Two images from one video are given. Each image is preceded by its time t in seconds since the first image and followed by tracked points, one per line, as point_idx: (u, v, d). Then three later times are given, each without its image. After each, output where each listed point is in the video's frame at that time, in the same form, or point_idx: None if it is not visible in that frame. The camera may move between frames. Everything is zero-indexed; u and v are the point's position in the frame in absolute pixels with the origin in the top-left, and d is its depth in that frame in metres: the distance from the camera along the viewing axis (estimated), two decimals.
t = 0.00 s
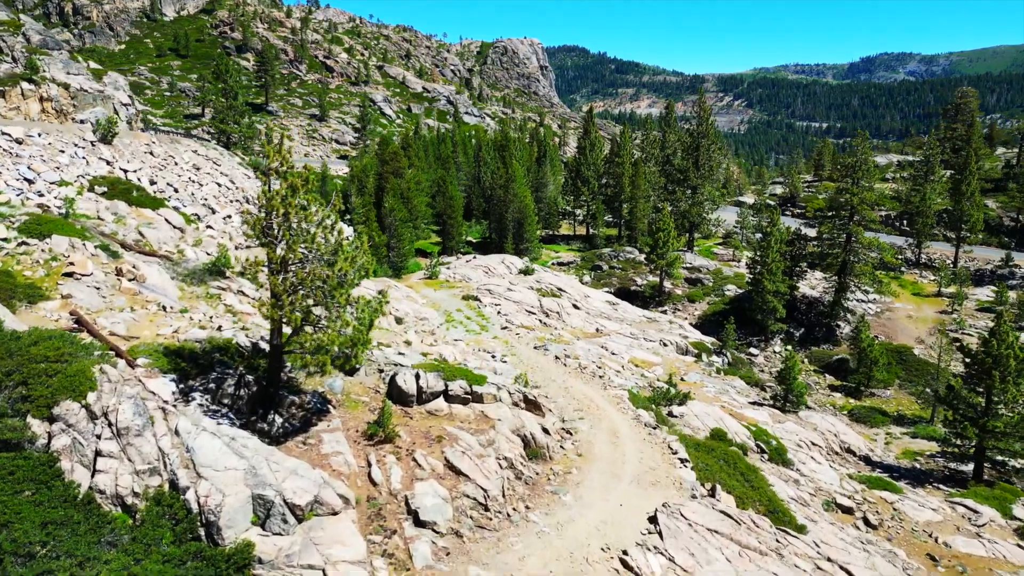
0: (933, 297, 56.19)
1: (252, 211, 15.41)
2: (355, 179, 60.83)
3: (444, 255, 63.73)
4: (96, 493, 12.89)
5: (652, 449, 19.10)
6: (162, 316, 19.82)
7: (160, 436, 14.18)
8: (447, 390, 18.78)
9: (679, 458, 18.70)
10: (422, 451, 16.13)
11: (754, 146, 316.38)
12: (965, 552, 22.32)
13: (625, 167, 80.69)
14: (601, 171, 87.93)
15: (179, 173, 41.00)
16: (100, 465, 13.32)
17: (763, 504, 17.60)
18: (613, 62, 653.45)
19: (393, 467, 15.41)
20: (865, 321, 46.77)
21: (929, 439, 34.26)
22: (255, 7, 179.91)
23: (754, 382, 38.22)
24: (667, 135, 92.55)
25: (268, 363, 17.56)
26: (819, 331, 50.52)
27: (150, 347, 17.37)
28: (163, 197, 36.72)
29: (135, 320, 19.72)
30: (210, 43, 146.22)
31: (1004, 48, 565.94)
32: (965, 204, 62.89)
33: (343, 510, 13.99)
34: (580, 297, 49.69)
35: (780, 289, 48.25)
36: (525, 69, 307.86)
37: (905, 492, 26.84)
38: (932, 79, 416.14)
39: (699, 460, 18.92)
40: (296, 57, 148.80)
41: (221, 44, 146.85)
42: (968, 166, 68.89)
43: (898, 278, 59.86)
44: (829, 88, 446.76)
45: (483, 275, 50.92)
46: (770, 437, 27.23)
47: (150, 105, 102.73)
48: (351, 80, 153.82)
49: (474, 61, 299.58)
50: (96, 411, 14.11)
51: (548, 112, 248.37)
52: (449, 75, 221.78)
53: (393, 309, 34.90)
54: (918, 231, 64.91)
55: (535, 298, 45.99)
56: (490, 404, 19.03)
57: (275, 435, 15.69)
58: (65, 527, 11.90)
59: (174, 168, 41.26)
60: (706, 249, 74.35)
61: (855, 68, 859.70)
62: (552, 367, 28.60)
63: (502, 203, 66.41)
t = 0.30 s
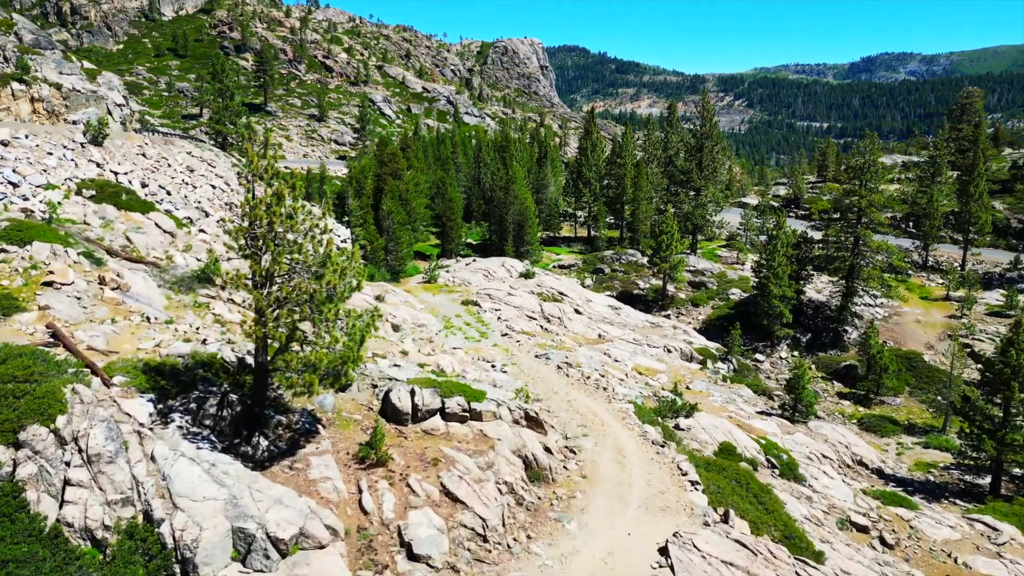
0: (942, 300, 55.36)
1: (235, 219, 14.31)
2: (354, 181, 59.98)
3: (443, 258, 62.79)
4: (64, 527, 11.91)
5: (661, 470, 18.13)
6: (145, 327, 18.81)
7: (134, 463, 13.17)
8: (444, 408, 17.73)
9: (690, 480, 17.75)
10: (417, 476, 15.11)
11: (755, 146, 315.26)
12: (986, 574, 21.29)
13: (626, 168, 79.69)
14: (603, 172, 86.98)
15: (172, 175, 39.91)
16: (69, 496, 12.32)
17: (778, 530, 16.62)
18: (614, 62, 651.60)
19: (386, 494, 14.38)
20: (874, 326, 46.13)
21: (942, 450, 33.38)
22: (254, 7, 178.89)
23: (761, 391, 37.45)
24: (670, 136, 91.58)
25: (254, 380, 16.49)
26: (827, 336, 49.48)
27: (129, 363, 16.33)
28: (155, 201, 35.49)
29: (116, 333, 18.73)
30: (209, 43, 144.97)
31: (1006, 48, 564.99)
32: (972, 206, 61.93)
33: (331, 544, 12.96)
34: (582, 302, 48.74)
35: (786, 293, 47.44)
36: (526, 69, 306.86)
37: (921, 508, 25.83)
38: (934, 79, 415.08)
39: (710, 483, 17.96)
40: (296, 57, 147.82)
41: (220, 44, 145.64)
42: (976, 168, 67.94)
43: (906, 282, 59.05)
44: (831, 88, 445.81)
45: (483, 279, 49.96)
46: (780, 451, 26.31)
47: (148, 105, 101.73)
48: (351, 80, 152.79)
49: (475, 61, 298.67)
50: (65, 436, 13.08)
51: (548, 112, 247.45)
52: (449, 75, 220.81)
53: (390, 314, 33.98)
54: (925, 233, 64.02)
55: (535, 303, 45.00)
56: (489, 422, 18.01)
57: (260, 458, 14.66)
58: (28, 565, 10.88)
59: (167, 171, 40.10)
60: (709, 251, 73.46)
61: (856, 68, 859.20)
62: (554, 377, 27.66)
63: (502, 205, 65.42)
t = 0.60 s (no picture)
0: (951, 305, 54.63)
1: (214, 232, 13.27)
2: (354, 183, 59.40)
3: (443, 262, 61.81)
4: (26, 569, 10.54)
5: (671, 496, 17.21)
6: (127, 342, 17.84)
7: (104, 497, 12.04)
8: (440, 429, 16.74)
9: (702, 507, 16.86)
10: (410, 507, 14.10)
11: (756, 146, 314.08)
12: None
13: (629, 170, 78.70)
14: (605, 174, 86.12)
15: (165, 178, 38.59)
16: (32, 534, 10.98)
17: (797, 560, 15.68)
18: (615, 61, 651.10)
19: (378, 527, 13.36)
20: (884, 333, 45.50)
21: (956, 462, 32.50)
22: (253, 7, 177.93)
23: (769, 401, 37.17)
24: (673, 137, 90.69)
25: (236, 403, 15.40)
26: (834, 342, 49.68)
27: (105, 383, 15.24)
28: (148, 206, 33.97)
29: (94, 349, 17.71)
30: (208, 43, 144.04)
31: (1008, 48, 563.63)
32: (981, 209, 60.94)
33: None
34: (584, 307, 47.86)
35: (793, 299, 47.56)
36: (527, 69, 305.51)
37: (940, 527, 24.76)
38: (937, 79, 413.70)
39: (723, 510, 17.05)
40: (295, 57, 146.86)
41: (219, 44, 144.70)
42: (985, 169, 67.00)
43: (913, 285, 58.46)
44: (832, 88, 444.48)
45: (483, 284, 49.01)
46: (792, 468, 25.32)
47: (146, 106, 100.79)
48: (350, 80, 151.77)
49: (475, 61, 297.71)
50: (30, 467, 11.75)
51: (549, 112, 246.43)
52: (450, 75, 219.85)
53: (387, 322, 33.02)
54: (933, 236, 63.15)
55: (536, 309, 44.06)
56: (489, 445, 17.02)
57: (243, 489, 13.63)
58: None
59: (160, 174, 38.60)
60: (712, 254, 72.46)
61: (857, 68, 857.95)
62: (556, 390, 26.80)
63: (503, 207, 64.36)
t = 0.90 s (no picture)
0: (960, 310, 54.36)
1: (190, 248, 12.21)
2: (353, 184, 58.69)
3: (443, 266, 60.89)
4: None
5: (683, 525, 16.30)
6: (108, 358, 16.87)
7: (68, 537, 10.93)
8: (437, 454, 15.73)
9: (716, 538, 15.94)
10: (403, 542, 13.06)
11: (757, 146, 313.37)
12: None
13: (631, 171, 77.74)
14: (607, 176, 85.34)
15: (158, 181, 36.13)
16: None
17: None
18: (615, 61, 650.18)
19: (368, 566, 12.24)
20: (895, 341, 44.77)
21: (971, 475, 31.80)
22: (253, 7, 176.73)
23: (776, 412, 37.56)
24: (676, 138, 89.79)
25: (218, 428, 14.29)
26: (842, 349, 50.68)
27: (78, 407, 14.15)
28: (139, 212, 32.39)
29: (70, 367, 16.66)
30: (206, 43, 142.95)
31: (1009, 48, 562.53)
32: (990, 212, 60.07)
33: None
34: (586, 313, 47.33)
35: (799, 306, 48.60)
36: (528, 69, 304.48)
37: (961, 549, 23.75)
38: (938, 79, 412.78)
39: (738, 540, 16.14)
40: (294, 57, 145.88)
41: (217, 44, 143.55)
42: (994, 171, 66.15)
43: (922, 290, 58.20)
44: (833, 88, 443.69)
45: (483, 290, 48.18)
46: (805, 486, 24.37)
47: (143, 106, 99.69)
48: (350, 80, 150.77)
49: (476, 61, 296.82)
50: None
51: (550, 112, 245.66)
52: (450, 75, 219.12)
53: (384, 331, 32.07)
54: (941, 239, 62.35)
55: (538, 315, 43.18)
56: (488, 470, 16.02)
57: (222, 524, 12.59)
58: None
59: (153, 176, 36.29)
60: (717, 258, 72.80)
61: (858, 68, 857.06)
62: (559, 404, 26.10)
63: (503, 210, 63.23)
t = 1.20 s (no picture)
0: (970, 314, 54.28)
1: (163, 265, 11.12)
2: (351, 186, 57.64)
3: (443, 269, 59.89)
4: None
5: (696, 560, 15.63)
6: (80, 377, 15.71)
7: None
8: (434, 480, 14.72)
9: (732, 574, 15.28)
10: None
11: (758, 146, 312.59)
12: None
13: (634, 172, 76.68)
14: (610, 177, 84.65)
15: (152, 184, 33.97)
16: None
17: None
18: (616, 61, 649.14)
19: None
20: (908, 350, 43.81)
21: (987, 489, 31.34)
22: (252, 7, 175.57)
23: (786, 423, 37.96)
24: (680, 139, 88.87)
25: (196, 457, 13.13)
26: (851, 356, 51.04)
27: (46, 432, 13.01)
28: (131, 215, 29.96)
29: (44, 387, 15.49)
30: (206, 43, 141.91)
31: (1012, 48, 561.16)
32: (1001, 215, 59.14)
33: None
34: (588, 318, 46.92)
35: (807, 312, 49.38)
36: (529, 69, 303.48)
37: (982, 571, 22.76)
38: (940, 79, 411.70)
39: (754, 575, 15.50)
40: (294, 57, 144.89)
41: (217, 44, 142.46)
42: (1004, 173, 65.28)
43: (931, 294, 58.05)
44: (835, 88, 442.77)
45: (483, 294, 47.31)
46: (819, 506, 23.44)
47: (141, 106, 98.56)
48: (350, 80, 149.79)
49: (477, 61, 295.99)
50: None
51: (551, 112, 244.89)
52: (451, 75, 218.51)
53: (381, 339, 31.00)
54: (949, 242, 61.51)
55: (539, 321, 42.43)
56: (488, 498, 15.05)
57: (198, 563, 11.67)
58: None
59: (146, 178, 34.11)
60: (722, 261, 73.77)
61: (859, 68, 856.31)
62: (562, 417, 25.29)
63: (504, 212, 62.23)
